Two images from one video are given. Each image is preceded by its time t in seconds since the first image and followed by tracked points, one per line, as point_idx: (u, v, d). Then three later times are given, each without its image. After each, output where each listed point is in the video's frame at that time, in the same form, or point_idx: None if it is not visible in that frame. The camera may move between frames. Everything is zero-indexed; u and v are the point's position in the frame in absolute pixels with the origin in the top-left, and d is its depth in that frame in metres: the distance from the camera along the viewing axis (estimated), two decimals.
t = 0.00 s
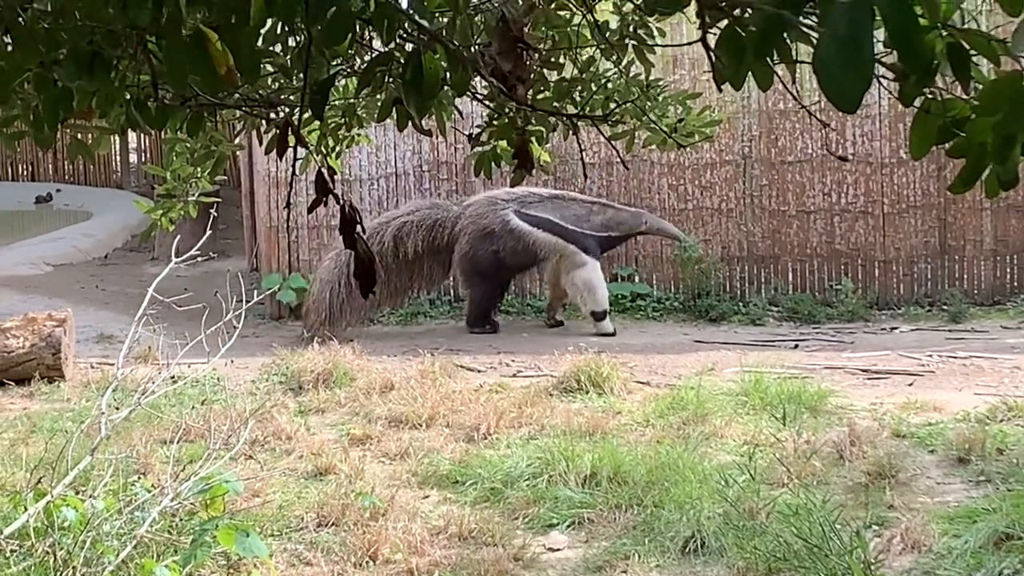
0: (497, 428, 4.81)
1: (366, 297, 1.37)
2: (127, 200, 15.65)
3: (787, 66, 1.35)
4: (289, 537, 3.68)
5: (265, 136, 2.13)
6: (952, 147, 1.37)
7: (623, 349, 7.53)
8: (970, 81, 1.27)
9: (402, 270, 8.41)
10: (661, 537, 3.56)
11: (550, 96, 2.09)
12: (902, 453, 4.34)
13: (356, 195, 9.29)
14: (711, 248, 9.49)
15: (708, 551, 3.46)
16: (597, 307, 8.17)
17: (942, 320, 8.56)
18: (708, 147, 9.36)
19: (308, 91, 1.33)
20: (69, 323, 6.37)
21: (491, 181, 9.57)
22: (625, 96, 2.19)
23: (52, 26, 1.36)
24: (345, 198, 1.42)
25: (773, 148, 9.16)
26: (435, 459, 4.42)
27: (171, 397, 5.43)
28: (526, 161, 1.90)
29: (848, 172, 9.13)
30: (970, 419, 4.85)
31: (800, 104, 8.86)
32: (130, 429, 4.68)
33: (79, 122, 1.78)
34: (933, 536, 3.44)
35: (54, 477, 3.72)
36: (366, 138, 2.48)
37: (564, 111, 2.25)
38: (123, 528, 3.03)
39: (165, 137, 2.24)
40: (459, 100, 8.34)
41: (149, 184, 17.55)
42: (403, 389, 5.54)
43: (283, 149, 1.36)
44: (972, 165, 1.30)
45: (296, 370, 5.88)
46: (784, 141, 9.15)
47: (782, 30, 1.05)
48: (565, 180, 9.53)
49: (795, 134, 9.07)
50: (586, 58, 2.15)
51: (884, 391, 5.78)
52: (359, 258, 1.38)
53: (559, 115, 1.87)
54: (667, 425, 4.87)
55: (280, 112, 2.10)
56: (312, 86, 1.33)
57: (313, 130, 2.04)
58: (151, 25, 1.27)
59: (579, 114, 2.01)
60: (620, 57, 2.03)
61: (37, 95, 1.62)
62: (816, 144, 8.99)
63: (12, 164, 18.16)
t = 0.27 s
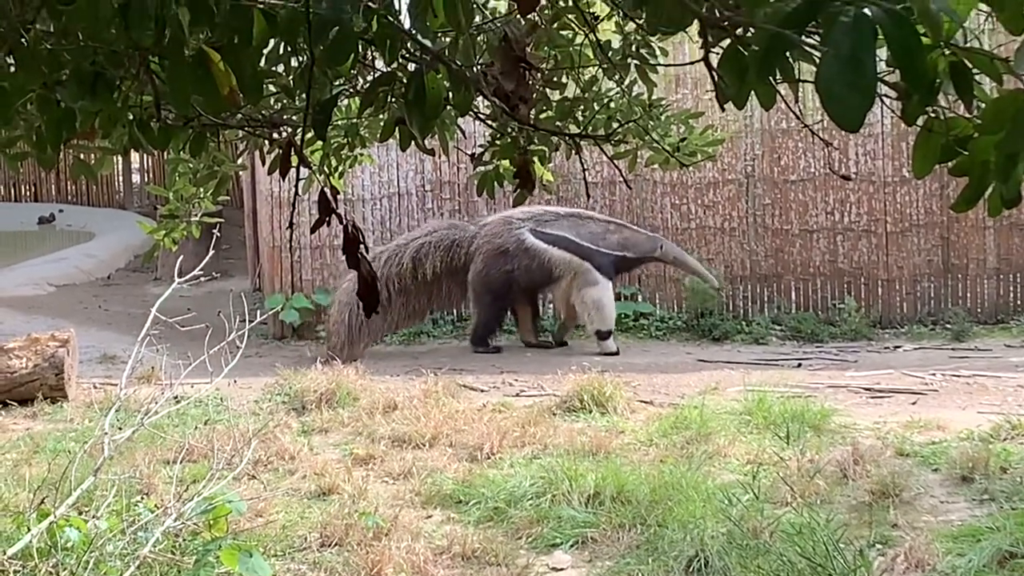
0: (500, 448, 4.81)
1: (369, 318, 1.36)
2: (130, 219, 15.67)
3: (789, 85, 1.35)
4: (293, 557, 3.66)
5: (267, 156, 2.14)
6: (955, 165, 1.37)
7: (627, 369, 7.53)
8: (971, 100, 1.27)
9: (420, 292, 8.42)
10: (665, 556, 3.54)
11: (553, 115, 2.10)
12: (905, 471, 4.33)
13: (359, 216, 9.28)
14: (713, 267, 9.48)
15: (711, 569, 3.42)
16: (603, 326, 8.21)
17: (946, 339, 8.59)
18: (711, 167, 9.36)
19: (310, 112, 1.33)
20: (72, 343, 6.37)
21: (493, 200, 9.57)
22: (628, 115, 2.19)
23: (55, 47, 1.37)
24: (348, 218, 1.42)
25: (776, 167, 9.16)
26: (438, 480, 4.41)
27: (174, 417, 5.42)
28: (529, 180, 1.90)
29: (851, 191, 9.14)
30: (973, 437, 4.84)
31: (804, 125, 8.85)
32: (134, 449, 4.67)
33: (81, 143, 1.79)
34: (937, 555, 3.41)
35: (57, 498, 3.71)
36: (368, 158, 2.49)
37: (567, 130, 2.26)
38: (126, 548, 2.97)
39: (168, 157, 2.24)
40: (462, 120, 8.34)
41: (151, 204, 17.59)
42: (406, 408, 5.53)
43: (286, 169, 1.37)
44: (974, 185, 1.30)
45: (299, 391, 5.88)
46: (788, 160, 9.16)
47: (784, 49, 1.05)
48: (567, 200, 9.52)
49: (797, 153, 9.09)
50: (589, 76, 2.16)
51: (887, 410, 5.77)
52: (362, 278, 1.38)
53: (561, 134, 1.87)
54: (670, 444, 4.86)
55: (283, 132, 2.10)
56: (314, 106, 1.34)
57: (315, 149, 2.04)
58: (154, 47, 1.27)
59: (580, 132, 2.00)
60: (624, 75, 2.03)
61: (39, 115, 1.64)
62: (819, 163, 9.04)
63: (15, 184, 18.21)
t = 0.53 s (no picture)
0: (494, 453, 4.81)
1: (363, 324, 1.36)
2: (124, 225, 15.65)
3: (783, 90, 1.35)
4: (286, 563, 3.66)
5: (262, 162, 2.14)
6: (948, 171, 1.37)
7: (621, 373, 7.54)
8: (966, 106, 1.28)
9: (431, 294, 8.46)
10: (659, 561, 3.54)
11: (546, 120, 2.10)
12: (898, 476, 4.33)
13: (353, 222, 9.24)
14: (708, 272, 9.50)
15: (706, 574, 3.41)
16: (598, 331, 8.17)
17: (939, 343, 8.61)
18: (704, 171, 9.37)
19: (303, 117, 1.33)
20: (66, 348, 6.37)
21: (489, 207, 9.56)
22: (622, 120, 2.19)
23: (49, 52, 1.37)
24: (342, 224, 1.41)
25: (769, 172, 9.17)
26: (432, 485, 4.41)
27: (168, 423, 5.42)
28: (524, 188, 1.92)
29: (845, 197, 9.16)
30: (967, 443, 4.86)
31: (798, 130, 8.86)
32: (128, 454, 4.67)
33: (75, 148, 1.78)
34: (930, 560, 3.40)
35: (51, 503, 3.71)
36: (363, 163, 2.47)
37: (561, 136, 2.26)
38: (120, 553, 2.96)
39: (162, 163, 2.24)
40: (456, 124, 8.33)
41: (145, 209, 17.58)
42: (400, 414, 5.54)
43: (280, 175, 1.36)
44: (967, 191, 1.30)
45: (293, 396, 5.88)
46: (781, 165, 9.17)
47: (777, 54, 1.04)
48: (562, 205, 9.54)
49: (791, 158, 9.10)
50: (582, 83, 2.17)
51: (881, 415, 5.78)
52: (357, 283, 1.37)
53: (555, 140, 1.87)
54: (664, 449, 4.87)
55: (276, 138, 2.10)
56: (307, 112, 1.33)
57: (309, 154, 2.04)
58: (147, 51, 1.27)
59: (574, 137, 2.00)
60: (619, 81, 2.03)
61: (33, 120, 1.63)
62: (812, 168, 9.06)
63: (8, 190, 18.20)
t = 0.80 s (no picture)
0: (482, 448, 4.81)
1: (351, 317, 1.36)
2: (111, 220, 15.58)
3: (771, 85, 1.35)
4: (274, 557, 3.65)
5: (249, 156, 2.14)
6: (935, 166, 1.38)
7: (609, 368, 7.55)
8: (954, 100, 1.28)
9: (437, 282, 8.54)
10: (647, 555, 3.54)
11: (535, 115, 2.11)
12: (886, 471, 4.34)
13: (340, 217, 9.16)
14: (696, 267, 9.47)
15: (693, 569, 3.42)
16: (586, 326, 8.22)
17: (926, 338, 8.64)
18: (692, 166, 9.34)
19: (291, 112, 1.33)
20: (53, 343, 6.37)
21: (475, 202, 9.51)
22: (609, 115, 2.20)
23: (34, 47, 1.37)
24: (331, 219, 1.42)
25: (756, 168, 9.17)
26: (420, 480, 4.41)
27: (155, 418, 5.41)
28: (511, 182, 1.92)
29: (832, 192, 9.17)
30: (953, 437, 4.86)
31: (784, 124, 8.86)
32: (115, 450, 4.67)
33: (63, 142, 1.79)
34: (917, 554, 3.41)
35: (38, 499, 3.70)
36: (350, 159, 2.47)
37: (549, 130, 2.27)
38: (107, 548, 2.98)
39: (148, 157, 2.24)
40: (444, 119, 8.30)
41: (132, 205, 17.53)
42: (388, 409, 5.53)
43: (267, 169, 1.36)
44: (954, 185, 1.30)
45: (281, 391, 5.87)
46: (768, 160, 9.18)
47: (766, 49, 1.05)
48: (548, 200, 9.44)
49: (778, 153, 9.11)
50: (569, 77, 2.17)
51: (868, 409, 5.79)
52: (345, 278, 1.37)
53: (543, 135, 1.87)
54: (652, 444, 4.87)
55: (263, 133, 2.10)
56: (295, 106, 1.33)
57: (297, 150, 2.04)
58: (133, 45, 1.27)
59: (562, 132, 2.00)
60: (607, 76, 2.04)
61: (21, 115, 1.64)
62: (800, 163, 9.06)
63: None
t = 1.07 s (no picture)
0: (469, 440, 4.80)
1: (338, 309, 1.36)
2: (99, 212, 15.54)
3: (758, 77, 1.35)
4: (261, 550, 3.65)
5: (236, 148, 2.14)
6: (922, 157, 1.38)
7: (596, 361, 7.56)
8: (941, 92, 1.28)
9: (450, 280, 8.47)
10: (634, 548, 3.55)
11: (522, 108, 2.11)
12: (873, 463, 4.34)
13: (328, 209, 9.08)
14: (683, 260, 9.45)
15: (680, 562, 3.44)
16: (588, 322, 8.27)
17: (913, 330, 8.67)
18: (679, 159, 9.31)
19: (278, 104, 1.33)
20: (40, 336, 6.36)
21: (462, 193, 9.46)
22: (597, 108, 2.21)
23: (22, 38, 1.37)
24: (318, 211, 1.42)
25: (744, 160, 9.16)
26: (408, 472, 4.40)
27: (143, 410, 5.41)
28: (498, 175, 1.91)
29: (819, 184, 9.17)
30: (940, 429, 4.87)
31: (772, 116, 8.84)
32: (102, 442, 4.66)
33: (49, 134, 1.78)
34: (904, 547, 3.42)
35: (24, 491, 3.69)
36: (340, 152, 2.47)
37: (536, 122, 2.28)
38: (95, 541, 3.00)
39: (136, 148, 2.23)
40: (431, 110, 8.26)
41: (120, 197, 17.48)
42: (375, 402, 5.53)
43: (255, 161, 1.36)
44: (941, 177, 1.31)
45: (268, 383, 5.87)
46: (756, 152, 9.16)
47: (753, 41, 1.04)
48: (536, 192, 9.38)
49: (766, 146, 9.11)
50: (558, 70, 2.17)
51: (855, 402, 5.80)
52: (333, 270, 1.37)
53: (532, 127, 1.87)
54: (639, 436, 4.87)
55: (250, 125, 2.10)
56: (283, 99, 1.33)
57: (285, 142, 2.03)
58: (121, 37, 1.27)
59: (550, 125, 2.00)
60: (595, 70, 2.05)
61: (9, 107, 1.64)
62: (787, 155, 9.07)
63: None
